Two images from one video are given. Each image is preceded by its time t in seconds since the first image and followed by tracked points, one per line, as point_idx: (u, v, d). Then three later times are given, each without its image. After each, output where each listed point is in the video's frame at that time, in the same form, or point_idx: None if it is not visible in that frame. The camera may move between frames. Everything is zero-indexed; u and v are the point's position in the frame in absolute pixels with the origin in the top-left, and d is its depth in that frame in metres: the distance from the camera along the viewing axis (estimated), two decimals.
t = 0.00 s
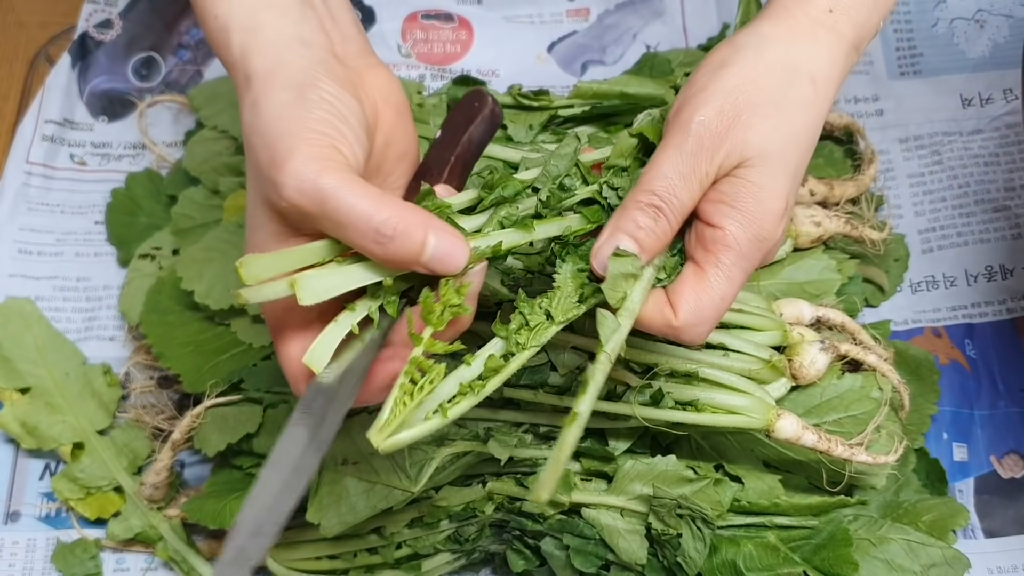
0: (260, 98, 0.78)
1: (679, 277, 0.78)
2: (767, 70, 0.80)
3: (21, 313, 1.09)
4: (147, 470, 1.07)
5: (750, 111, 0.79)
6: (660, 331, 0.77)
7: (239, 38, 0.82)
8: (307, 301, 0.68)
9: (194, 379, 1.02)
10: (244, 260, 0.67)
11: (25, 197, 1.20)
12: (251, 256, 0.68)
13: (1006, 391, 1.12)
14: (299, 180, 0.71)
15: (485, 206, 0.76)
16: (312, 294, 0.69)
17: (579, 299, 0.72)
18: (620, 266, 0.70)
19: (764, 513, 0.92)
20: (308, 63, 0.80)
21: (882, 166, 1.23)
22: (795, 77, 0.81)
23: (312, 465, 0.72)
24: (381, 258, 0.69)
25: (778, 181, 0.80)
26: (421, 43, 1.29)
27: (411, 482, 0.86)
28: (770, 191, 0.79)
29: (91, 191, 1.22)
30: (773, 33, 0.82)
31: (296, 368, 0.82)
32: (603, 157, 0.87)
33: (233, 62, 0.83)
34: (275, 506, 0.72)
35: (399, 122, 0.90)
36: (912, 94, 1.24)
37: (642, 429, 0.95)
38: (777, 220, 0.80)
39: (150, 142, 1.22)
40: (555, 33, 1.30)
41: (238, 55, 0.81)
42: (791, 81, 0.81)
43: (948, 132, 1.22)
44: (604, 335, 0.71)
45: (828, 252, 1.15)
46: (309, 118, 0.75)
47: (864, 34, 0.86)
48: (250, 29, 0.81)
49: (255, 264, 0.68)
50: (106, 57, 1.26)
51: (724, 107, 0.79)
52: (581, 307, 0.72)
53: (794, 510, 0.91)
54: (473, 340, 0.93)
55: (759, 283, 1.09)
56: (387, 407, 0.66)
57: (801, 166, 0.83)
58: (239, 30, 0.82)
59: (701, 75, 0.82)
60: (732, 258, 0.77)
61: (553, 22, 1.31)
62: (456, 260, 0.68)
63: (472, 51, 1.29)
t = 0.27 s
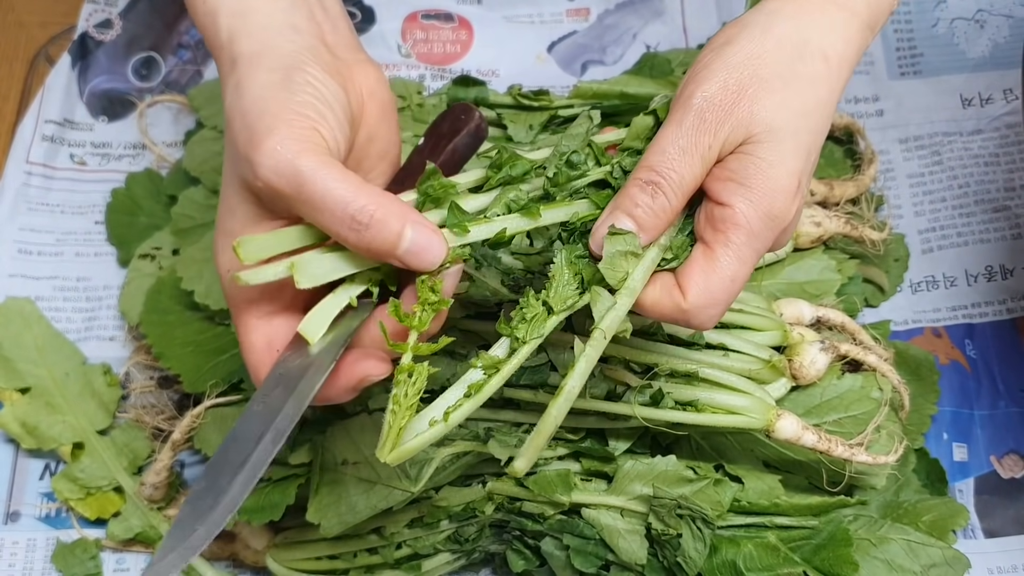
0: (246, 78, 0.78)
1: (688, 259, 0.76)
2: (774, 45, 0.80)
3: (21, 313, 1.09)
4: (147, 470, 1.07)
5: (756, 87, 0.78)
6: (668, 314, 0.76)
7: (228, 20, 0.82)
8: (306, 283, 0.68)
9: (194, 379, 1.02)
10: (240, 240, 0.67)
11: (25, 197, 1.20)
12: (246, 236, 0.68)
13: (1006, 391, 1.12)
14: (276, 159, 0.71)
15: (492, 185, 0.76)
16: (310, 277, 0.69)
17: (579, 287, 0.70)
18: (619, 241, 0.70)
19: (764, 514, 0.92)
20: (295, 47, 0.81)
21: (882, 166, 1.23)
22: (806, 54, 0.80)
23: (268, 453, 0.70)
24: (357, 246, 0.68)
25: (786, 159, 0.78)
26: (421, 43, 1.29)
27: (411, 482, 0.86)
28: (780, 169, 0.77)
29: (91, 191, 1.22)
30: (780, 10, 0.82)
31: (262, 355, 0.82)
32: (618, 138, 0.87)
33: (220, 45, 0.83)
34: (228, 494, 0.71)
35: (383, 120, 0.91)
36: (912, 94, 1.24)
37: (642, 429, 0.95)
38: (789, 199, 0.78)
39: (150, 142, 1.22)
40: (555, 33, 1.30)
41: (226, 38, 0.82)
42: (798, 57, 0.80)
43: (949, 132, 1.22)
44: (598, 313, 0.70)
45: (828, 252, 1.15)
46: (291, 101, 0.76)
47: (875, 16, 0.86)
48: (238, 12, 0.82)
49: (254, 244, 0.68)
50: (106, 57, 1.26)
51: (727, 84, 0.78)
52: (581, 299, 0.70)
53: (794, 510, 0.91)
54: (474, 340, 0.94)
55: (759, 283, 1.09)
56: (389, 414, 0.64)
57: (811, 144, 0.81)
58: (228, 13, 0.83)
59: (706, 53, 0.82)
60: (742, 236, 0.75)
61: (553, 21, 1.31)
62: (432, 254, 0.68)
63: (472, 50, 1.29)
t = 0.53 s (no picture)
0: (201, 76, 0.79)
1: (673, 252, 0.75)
2: (759, 40, 0.80)
3: (21, 313, 1.09)
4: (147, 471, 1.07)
5: (739, 80, 0.78)
6: (656, 309, 0.74)
7: (188, 17, 0.83)
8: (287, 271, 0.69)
9: (194, 378, 1.03)
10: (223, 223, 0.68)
11: (25, 197, 1.20)
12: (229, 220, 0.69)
13: (1006, 391, 1.12)
14: (225, 154, 0.70)
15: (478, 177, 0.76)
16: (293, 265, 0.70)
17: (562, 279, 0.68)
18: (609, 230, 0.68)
19: (764, 513, 0.92)
20: (256, 51, 0.82)
21: (882, 166, 1.23)
22: (792, 48, 0.80)
23: (213, 458, 0.73)
24: (301, 241, 0.67)
25: (772, 151, 0.77)
26: (421, 43, 1.29)
27: (411, 482, 0.86)
28: (766, 161, 0.76)
29: (91, 191, 1.22)
30: (766, 7, 0.82)
31: (214, 356, 0.83)
32: (606, 134, 0.88)
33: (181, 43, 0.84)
34: (174, 495, 0.74)
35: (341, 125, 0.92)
36: (912, 94, 1.24)
37: (642, 429, 0.95)
38: (774, 191, 0.77)
39: (150, 142, 1.22)
40: (555, 33, 1.30)
41: (186, 34, 0.83)
42: (784, 50, 0.80)
43: (949, 132, 1.22)
44: (581, 304, 0.67)
45: (828, 252, 1.16)
46: (246, 99, 0.76)
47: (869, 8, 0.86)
48: (199, 9, 0.83)
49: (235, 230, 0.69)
50: (106, 57, 1.26)
51: (711, 78, 0.78)
52: (566, 292, 0.68)
53: (794, 510, 0.91)
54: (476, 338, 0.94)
55: (759, 283, 1.09)
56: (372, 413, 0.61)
57: (797, 138, 0.80)
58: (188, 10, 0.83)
59: (692, 50, 0.82)
60: (728, 229, 0.74)
61: (553, 22, 1.31)
62: (381, 251, 0.66)
63: (472, 50, 1.29)
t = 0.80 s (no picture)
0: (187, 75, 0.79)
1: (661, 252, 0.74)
2: (746, 40, 0.80)
3: (21, 313, 1.09)
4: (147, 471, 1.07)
5: (726, 79, 0.78)
6: (644, 309, 0.73)
7: (171, 18, 0.83)
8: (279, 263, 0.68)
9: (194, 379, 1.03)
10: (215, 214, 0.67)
11: (25, 197, 1.20)
12: (221, 212, 0.68)
13: (1006, 391, 1.12)
14: (210, 149, 0.70)
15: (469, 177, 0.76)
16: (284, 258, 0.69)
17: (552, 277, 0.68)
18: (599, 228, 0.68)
19: (764, 514, 0.92)
20: (239, 46, 0.82)
21: (882, 166, 1.23)
22: (779, 48, 0.80)
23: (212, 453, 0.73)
24: (288, 233, 0.66)
25: (759, 151, 0.77)
26: (421, 43, 1.29)
27: (411, 482, 0.86)
28: (753, 160, 0.76)
29: (91, 191, 1.22)
30: (753, 8, 0.82)
31: (205, 357, 0.82)
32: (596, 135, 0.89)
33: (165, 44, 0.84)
34: (176, 488, 0.74)
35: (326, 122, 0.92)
36: (912, 94, 1.24)
37: (642, 429, 0.95)
38: (761, 190, 0.77)
39: (150, 142, 1.22)
40: (555, 33, 1.30)
41: (170, 33, 0.83)
42: (771, 50, 0.80)
43: (949, 132, 1.22)
44: (566, 298, 0.68)
45: (828, 252, 1.16)
46: (232, 95, 0.76)
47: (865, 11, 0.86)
48: (181, 8, 0.83)
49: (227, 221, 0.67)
50: (106, 57, 1.26)
51: (697, 78, 0.78)
52: (556, 289, 0.67)
53: (794, 510, 0.91)
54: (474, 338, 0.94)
55: (759, 283, 1.09)
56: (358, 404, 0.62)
57: (784, 138, 0.80)
58: (170, 10, 0.83)
59: (680, 52, 0.82)
60: (716, 228, 0.73)
61: (553, 22, 1.31)
62: (368, 243, 0.65)
63: (472, 50, 1.29)
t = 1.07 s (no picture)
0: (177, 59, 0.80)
1: (658, 249, 0.75)
2: (755, 36, 0.79)
3: (21, 313, 1.08)
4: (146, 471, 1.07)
5: (737, 75, 0.77)
6: (638, 304, 0.75)
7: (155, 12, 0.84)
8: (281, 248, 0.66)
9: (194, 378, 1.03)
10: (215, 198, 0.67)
11: (25, 197, 1.20)
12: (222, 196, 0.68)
13: (1006, 391, 1.12)
14: (208, 128, 0.72)
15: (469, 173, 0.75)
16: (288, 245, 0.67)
17: (552, 263, 0.67)
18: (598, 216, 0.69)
19: (764, 514, 0.92)
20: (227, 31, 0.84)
21: (882, 166, 1.23)
22: (786, 47, 0.80)
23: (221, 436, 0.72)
24: (278, 204, 0.66)
25: (761, 151, 0.78)
26: (421, 43, 1.29)
27: (411, 482, 0.87)
28: (754, 161, 0.77)
29: (91, 191, 1.22)
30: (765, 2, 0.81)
31: (193, 343, 0.82)
32: (593, 135, 0.89)
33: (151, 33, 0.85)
34: (186, 475, 0.72)
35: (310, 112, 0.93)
36: (912, 94, 1.24)
37: (642, 429, 0.95)
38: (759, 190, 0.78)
39: (150, 142, 1.22)
40: (555, 33, 1.30)
41: (155, 19, 0.84)
42: (780, 49, 0.80)
43: (949, 132, 1.22)
44: (563, 279, 0.67)
45: (828, 252, 1.16)
46: (223, 75, 0.78)
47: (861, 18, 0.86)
48: None
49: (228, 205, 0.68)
50: (106, 57, 1.26)
51: (710, 70, 0.77)
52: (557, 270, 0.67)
53: (794, 510, 0.91)
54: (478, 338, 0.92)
55: (759, 282, 1.09)
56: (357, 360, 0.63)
57: (784, 138, 0.81)
58: None
59: (692, 41, 0.81)
60: (714, 227, 0.74)
61: (553, 21, 1.31)
62: (359, 213, 0.64)
63: (472, 50, 1.29)
